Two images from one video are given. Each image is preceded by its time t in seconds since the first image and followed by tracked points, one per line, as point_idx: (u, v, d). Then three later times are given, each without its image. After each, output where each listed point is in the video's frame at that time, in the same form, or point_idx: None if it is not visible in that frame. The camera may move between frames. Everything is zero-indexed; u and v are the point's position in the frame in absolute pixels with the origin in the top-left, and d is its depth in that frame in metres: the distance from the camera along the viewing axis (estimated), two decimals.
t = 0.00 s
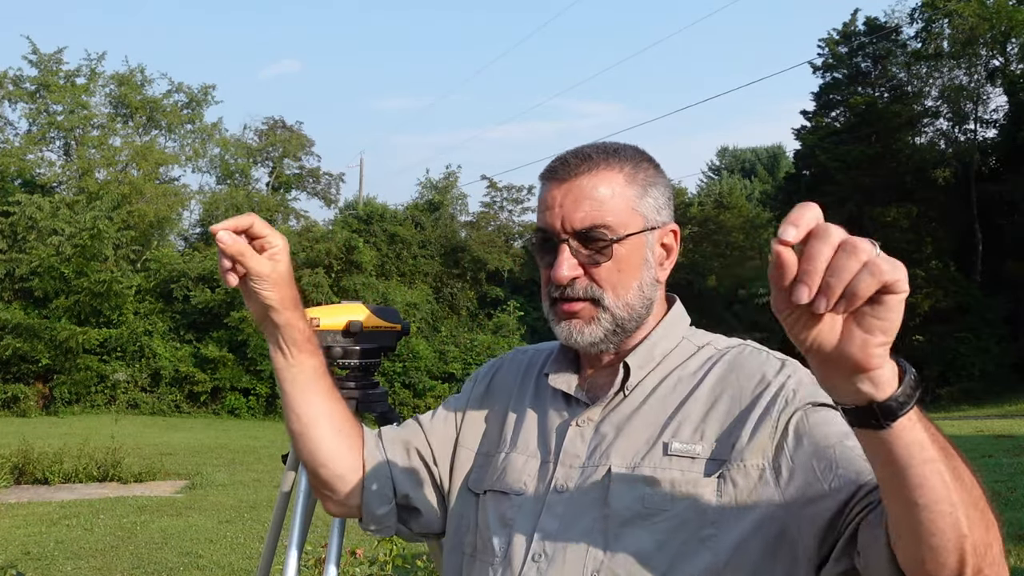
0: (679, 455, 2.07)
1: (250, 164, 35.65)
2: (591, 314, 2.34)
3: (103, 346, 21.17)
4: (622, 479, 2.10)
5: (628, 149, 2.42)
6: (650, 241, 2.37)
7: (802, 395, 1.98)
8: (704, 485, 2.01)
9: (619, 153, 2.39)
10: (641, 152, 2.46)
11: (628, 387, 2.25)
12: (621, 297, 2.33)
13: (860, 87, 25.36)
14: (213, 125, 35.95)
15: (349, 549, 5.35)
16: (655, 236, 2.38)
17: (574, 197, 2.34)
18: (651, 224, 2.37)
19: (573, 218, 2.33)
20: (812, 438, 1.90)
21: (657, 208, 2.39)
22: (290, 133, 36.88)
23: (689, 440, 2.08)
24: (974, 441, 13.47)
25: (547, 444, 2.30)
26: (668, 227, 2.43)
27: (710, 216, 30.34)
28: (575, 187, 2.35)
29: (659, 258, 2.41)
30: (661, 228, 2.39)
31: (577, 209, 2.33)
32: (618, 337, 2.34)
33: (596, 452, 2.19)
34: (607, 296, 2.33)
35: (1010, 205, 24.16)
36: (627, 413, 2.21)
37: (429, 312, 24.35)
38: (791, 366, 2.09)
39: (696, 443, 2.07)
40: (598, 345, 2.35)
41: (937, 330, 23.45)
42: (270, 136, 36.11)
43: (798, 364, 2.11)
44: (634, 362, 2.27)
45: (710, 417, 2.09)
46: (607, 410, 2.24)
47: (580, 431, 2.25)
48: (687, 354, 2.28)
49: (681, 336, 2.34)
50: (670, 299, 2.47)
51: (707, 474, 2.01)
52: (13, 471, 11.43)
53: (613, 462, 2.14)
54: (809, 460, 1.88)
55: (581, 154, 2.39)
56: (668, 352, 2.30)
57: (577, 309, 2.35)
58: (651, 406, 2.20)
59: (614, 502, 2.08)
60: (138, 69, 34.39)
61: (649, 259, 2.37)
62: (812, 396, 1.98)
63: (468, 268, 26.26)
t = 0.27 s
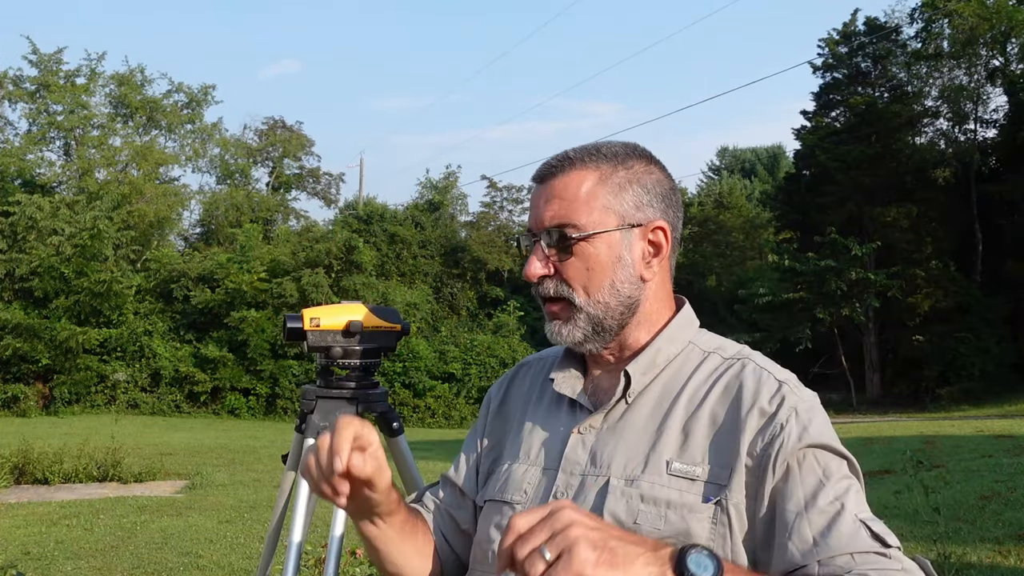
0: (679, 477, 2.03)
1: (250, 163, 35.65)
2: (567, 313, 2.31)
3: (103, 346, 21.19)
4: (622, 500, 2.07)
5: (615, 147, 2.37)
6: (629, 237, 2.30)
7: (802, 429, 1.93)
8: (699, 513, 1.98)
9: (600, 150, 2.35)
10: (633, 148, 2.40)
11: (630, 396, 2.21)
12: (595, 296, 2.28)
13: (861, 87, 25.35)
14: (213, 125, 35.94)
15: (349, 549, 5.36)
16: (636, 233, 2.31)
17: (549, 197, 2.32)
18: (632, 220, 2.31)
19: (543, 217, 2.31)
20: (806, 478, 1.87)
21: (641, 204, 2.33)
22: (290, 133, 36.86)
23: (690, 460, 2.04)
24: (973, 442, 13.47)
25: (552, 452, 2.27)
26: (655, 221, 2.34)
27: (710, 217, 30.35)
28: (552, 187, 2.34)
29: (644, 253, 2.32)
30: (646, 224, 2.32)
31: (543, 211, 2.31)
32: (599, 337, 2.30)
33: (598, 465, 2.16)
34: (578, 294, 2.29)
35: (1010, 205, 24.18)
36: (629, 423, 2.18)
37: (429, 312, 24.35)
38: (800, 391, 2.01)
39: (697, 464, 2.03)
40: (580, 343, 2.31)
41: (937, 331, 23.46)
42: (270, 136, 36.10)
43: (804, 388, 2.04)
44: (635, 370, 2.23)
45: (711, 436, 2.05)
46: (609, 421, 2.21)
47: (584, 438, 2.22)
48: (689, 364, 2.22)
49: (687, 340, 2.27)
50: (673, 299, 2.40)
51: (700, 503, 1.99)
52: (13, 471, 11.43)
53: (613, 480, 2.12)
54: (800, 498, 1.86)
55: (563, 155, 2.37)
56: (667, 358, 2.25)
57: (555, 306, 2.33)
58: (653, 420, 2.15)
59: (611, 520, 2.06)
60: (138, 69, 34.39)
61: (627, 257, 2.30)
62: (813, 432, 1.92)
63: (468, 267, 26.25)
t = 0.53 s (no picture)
0: (655, 490, 1.86)
1: (250, 163, 35.68)
2: (547, 306, 2.18)
3: (103, 346, 21.17)
4: (593, 511, 1.92)
5: (607, 141, 2.20)
6: (609, 233, 2.12)
7: (785, 462, 1.74)
8: (669, 526, 1.81)
9: (588, 143, 2.19)
10: (630, 142, 2.21)
11: (613, 400, 2.05)
12: (572, 291, 2.14)
13: (861, 87, 25.53)
14: (213, 125, 35.95)
15: (349, 549, 5.35)
16: (617, 229, 2.13)
17: (534, 192, 2.22)
18: (613, 215, 2.13)
19: (526, 212, 2.20)
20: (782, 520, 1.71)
21: (625, 199, 2.14)
22: (290, 133, 36.88)
23: (669, 470, 1.86)
24: (972, 442, 13.47)
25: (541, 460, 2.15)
26: (639, 218, 2.14)
27: (710, 216, 30.34)
28: (537, 184, 2.23)
29: (626, 251, 2.14)
30: (629, 221, 2.13)
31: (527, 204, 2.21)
32: (578, 334, 2.15)
33: (578, 472, 2.02)
34: (555, 289, 2.16)
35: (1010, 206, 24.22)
36: (612, 429, 2.02)
37: (429, 312, 24.37)
38: (795, 411, 1.80)
39: (673, 474, 1.86)
40: (562, 340, 2.18)
41: (937, 331, 23.45)
42: (270, 136, 36.11)
43: (800, 405, 1.83)
44: (616, 373, 2.06)
45: (692, 445, 1.86)
46: (594, 426, 2.06)
47: (571, 445, 2.08)
48: (677, 364, 2.03)
49: (678, 340, 2.07)
50: (669, 295, 2.17)
51: (672, 518, 1.81)
52: (13, 471, 11.43)
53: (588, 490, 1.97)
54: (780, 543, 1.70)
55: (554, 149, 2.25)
56: (652, 360, 2.06)
57: (535, 300, 2.21)
58: (636, 425, 1.98)
59: (582, 532, 1.91)
60: (138, 69, 34.40)
61: (607, 254, 2.12)
62: (797, 466, 1.74)
63: (468, 267, 26.26)
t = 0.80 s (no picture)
0: (615, 485, 1.82)
1: (250, 163, 35.68)
2: (538, 304, 2.19)
3: (103, 346, 21.17)
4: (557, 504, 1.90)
5: (599, 140, 2.16)
6: (595, 233, 2.10)
7: (726, 466, 1.66)
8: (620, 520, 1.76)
9: (583, 141, 2.16)
10: (627, 138, 2.16)
11: (596, 397, 2.03)
12: (560, 291, 2.14)
13: (860, 87, 25.46)
14: (213, 125, 35.94)
15: (348, 549, 5.34)
16: (605, 229, 2.10)
17: (526, 192, 2.22)
18: (602, 215, 2.10)
19: (520, 210, 2.20)
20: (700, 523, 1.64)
21: (613, 198, 2.10)
22: (290, 133, 36.87)
23: (630, 465, 1.82)
24: (972, 441, 13.48)
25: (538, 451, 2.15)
26: (628, 217, 2.09)
27: (710, 217, 30.35)
28: (528, 184, 2.22)
29: (614, 251, 2.11)
30: (618, 220, 2.10)
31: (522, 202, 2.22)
32: (570, 330, 2.16)
33: (556, 465, 2.01)
34: (544, 288, 2.17)
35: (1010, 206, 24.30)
36: (591, 422, 2.01)
37: (429, 311, 24.37)
38: (755, 418, 1.71)
39: (633, 467, 1.82)
40: (556, 336, 2.20)
41: (937, 331, 23.45)
42: (270, 136, 36.11)
43: (768, 412, 1.74)
44: (599, 371, 2.05)
45: (654, 443, 1.80)
46: (579, 421, 2.05)
47: (559, 440, 2.07)
48: (660, 361, 1.99)
49: (665, 337, 2.03)
50: (664, 291, 2.12)
51: (623, 512, 1.77)
52: (13, 471, 11.44)
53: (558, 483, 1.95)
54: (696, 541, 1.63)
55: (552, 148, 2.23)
56: (636, 357, 2.03)
57: (529, 297, 2.22)
58: (609, 421, 1.97)
59: (548, 522, 1.90)
60: (138, 69, 34.40)
61: (594, 253, 2.10)
62: (735, 473, 1.66)
63: (468, 267, 26.28)
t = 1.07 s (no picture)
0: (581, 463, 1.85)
1: (250, 163, 35.65)
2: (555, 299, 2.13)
3: (103, 346, 21.14)
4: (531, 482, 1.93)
5: (621, 136, 2.06)
6: (616, 232, 2.01)
7: (646, 414, 1.68)
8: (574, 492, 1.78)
9: (605, 137, 2.06)
10: (651, 136, 2.08)
11: (592, 390, 2.03)
12: (578, 288, 2.07)
13: (861, 87, 25.42)
14: (213, 125, 35.90)
15: (348, 550, 5.31)
16: (626, 228, 2.02)
17: (547, 183, 2.10)
18: (623, 214, 2.01)
19: (538, 203, 2.08)
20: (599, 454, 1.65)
21: (636, 197, 2.02)
22: (290, 133, 36.84)
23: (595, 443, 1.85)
24: (973, 442, 13.47)
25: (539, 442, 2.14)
26: (649, 219, 2.02)
27: (710, 217, 30.33)
28: (548, 175, 2.09)
29: (633, 251, 2.04)
30: (638, 221, 2.02)
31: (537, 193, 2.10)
32: (583, 328, 2.10)
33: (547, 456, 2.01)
34: (562, 284, 2.09)
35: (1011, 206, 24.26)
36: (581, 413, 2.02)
37: (429, 311, 24.34)
38: (699, 391, 1.71)
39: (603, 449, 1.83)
40: (566, 332, 2.14)
41: (937, 331, 23.43)
42: (270, 136, 36.08)
43: (721, 398, 1.71)
44: (596, 364, 2.04)
45: (614, 413, 1.84)
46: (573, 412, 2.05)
47: (557, 430, 2.08)
48: (658, 356, 1.96)
49: (666, 334, 2.00)
50: (677, 292, 2.09)
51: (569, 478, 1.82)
52: (13, 471, 11.41)
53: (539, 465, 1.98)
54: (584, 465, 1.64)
55: (571, 140, 2.10)
56: (634, 353, 2.01)
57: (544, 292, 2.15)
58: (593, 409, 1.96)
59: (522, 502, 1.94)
60: (138, 69, 34.37)
61: (613, 253, 2.02)
62: (650, 420, 1.66)
63: (468, 267, 26.25)
